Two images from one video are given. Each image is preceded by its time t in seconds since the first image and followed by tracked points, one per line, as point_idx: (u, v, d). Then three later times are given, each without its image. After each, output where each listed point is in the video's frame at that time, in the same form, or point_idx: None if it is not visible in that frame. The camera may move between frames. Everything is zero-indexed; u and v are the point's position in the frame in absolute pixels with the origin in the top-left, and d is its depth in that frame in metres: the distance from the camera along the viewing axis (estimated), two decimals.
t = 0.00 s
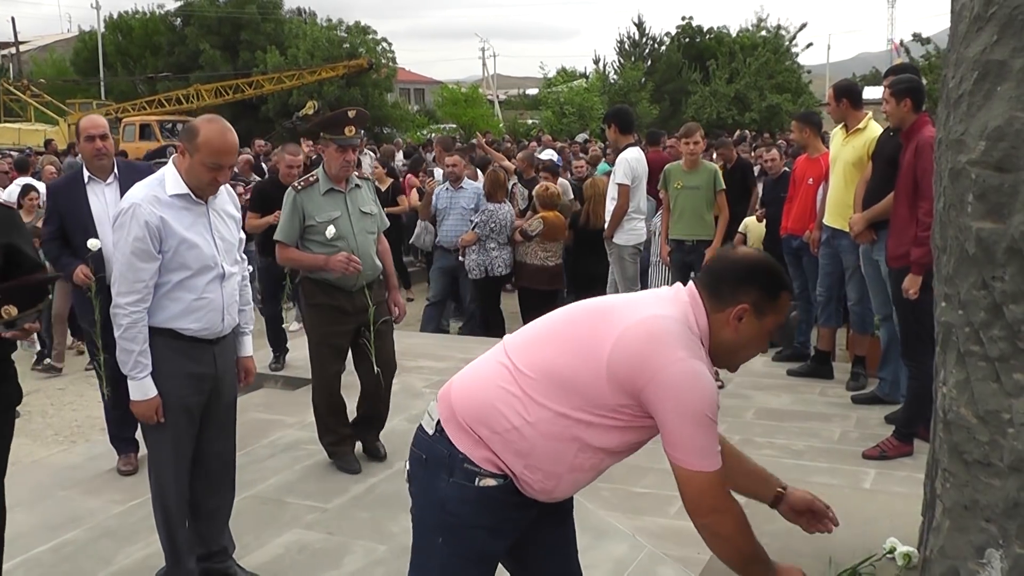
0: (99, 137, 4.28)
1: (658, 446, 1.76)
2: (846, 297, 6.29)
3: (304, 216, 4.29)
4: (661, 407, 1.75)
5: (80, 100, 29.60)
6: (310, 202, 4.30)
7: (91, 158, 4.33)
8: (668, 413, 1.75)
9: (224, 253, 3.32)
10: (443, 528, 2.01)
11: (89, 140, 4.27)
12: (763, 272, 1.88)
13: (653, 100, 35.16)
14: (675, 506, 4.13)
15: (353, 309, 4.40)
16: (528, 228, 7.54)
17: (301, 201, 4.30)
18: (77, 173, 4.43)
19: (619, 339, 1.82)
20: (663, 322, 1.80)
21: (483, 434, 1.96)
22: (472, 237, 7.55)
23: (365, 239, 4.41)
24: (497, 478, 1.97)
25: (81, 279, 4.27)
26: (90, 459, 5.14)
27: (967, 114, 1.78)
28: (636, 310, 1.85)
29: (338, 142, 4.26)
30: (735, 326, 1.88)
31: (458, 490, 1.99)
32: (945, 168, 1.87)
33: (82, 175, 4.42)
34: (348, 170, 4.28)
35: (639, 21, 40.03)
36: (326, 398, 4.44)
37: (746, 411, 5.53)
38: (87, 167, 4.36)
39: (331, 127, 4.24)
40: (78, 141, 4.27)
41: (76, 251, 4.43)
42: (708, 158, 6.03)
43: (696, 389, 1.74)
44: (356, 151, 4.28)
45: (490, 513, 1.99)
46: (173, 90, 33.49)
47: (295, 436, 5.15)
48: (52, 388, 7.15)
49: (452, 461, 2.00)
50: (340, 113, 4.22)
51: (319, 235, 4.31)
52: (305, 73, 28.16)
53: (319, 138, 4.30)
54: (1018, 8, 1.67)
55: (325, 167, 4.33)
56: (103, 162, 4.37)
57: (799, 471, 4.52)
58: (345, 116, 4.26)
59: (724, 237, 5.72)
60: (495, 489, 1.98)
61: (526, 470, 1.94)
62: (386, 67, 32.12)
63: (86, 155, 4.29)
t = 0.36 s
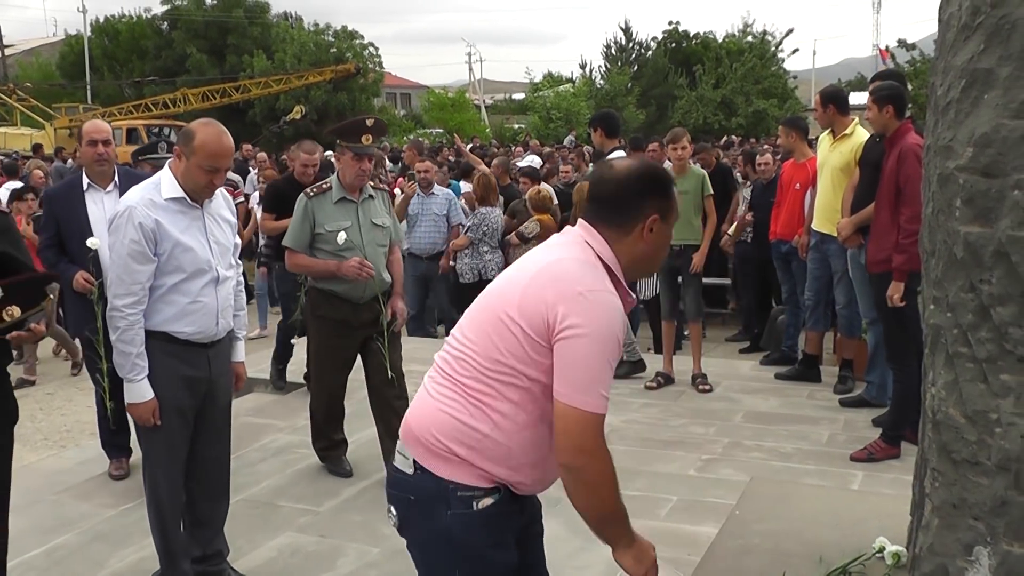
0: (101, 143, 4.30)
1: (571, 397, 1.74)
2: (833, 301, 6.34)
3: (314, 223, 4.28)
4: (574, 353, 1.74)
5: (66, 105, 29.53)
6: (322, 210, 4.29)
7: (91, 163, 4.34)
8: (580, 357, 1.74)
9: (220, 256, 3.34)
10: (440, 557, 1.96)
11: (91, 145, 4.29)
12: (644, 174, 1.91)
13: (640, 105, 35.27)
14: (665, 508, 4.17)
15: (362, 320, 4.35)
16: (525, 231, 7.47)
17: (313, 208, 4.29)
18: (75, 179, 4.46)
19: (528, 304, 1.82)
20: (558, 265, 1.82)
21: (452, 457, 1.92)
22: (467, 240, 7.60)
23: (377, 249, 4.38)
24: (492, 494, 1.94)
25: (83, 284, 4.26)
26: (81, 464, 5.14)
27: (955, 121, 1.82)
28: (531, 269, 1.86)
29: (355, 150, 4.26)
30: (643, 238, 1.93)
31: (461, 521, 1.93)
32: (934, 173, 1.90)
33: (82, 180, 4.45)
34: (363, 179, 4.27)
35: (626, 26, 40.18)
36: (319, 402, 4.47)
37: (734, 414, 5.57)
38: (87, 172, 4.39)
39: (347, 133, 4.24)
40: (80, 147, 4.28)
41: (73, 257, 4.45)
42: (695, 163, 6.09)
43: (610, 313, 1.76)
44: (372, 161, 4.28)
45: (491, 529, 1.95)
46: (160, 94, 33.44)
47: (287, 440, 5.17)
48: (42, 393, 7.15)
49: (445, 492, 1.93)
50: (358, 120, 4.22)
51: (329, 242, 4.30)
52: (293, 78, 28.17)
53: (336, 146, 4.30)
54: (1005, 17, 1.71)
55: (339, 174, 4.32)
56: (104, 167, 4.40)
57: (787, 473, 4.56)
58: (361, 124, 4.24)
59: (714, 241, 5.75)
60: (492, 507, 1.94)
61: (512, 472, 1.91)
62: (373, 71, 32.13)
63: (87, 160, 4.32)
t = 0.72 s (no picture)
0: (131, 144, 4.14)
1: (496, 378, 1.77)
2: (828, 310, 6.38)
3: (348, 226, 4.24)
4: (492, 334, 1.77)
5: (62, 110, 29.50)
6: (351, 210, 4.48)
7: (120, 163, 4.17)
8: (500, 335, 1.77)
9: (218, 263, 3.38)
10: None
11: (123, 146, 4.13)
12: (491, 128, 1.90)
13: (635, 114, 35.34)
14: (661, 516, 4.20)
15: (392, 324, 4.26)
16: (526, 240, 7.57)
17: (343, 207, 4.49)
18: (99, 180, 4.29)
19: (437, 307, 1.81)
20: (450, 254, 1.83)
21: (416, 486, 1.85)
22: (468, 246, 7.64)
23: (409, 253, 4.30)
24: (470, 509, 1.92)
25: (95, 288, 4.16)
26: (79, 470, 5.15)
27: (948, 135, 1.86)
28: (419, 270, 1.85)
29: (389, 152, 4.22)
30: (501, 197, 1.97)
31: (449, 544, 1.89)
32: (928, 186, 1.94)
33: (104, 182, 4.30)
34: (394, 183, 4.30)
35: (621, 35, 40.29)
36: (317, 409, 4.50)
37: (729, 423, 5.60)
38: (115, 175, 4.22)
39: (383, 135, 4.21)
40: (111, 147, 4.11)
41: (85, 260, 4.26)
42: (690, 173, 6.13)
43: (514, 282, 1.80)
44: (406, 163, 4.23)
45: (471, 545, 1.92)
46: (156, 100, 33.46)
47: (284, 447, 5.19)
48: (38, 399, 7.16)
49: (430, 521, 1.87)
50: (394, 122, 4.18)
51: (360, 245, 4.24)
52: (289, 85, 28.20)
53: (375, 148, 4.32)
54: (998, 34, 1.75)
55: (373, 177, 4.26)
56: (133, 172, 4.25)
57: (783, 482, 4.59)
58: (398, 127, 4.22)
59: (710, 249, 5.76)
60: (471, 527, 1.92)
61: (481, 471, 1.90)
62: (369, 79, 32.16)
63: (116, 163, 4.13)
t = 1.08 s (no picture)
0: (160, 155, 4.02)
1: (418, 369, 1.78)
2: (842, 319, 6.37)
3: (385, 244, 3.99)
4: (407, 326, 1.79)
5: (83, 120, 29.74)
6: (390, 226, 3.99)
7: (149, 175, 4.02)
8: (414, 327, 1.79)
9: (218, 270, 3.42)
10: None
11: (152, 155, 3.98)
12: (381, 126, 1.95)
13: (653, 124, 35.38)
14: (675, 525, 4.20)
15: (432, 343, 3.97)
16: (545, 252, 7.58)
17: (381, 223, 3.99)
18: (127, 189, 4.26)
19: (354, 308, 1.82)
20: (357, 255, 1.86)
21: (363, 486, 1.86)
22: (485, 254, 7.67)
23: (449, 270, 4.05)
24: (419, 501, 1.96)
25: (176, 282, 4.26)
26: (96, 476, 5.19)
27: (955, 146, 1.87)
28: (329, 275, 1.87)
29: (428, 166, 3.85)
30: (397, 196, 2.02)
31: (405, 537, 1.91)
32: (935, 197, 1.94)
33: (133, 192, 4.27)
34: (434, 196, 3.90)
35: (640, 46, 40.33)
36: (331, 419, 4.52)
37: (744, 432, 5.60)
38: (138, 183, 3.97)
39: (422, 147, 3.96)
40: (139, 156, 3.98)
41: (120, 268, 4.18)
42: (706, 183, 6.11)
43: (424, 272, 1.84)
44: (445, 177, 3.88)
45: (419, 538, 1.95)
46: (176, 110, 33.65)
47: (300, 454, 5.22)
48: (58, 406, 7.21)
49: (389, 515, 1.89)
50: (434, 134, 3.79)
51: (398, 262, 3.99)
52: (308, 96, 28.31)
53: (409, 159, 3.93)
54: (1004, 46, 1.75)
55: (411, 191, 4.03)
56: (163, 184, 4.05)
57: (797, 491, 4.59)
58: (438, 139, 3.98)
59: (724, 258, 5.75)
60: (420, 519, 1.96)
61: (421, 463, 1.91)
62: (388, 89, 32.30)
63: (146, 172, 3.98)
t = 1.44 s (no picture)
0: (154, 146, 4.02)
1: (288, 348, 1.96)
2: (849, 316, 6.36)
3: (414, 251, 3.90)
4: (281, 304, 1.96)
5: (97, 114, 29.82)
6: (416, 232, 3.90)
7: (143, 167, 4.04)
8: (286, 305, 1.96)
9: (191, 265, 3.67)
10: (279, 553, 2.07)
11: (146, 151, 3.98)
12: (269, 129, 2.17)
13: (667, 120, 35.31)
14: (676, 520, 4.20)
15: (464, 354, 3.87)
16: (554, 249, 7.58)
17: (406, 231, 3.90)
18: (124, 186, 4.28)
19: (233, 293, 2.00)
20: (237, 242, 2.03)
21: (244, 463, 2.03)
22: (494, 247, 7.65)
23: (477, 270, 3.99)
24: (299, 486, 2.13)
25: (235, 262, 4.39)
26: (103, 468, 5.22)
27: (946, 143, 1.87)
28: (212, 264, 2.03)
29: (449, 166, 3.84)
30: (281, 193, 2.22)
31: (286, 516, 2.08)
32: (926, 194, 1.95)
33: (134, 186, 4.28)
34: (459, 198, 3.86)
35: (653, 41, 40.24)
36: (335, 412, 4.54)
37: (750, 428, 5.60)
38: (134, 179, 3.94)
39: (442, 147, 3.82)
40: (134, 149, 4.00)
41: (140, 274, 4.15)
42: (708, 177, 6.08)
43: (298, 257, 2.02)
44: (469, 178, 3.85)
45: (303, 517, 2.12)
46: (190, 104, 33.74)
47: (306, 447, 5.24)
48: (67, 399, 7.25)
49: (269, 495, 2.06)
50: (453, 133, 3.79)
51: (427, 268, 3.92)
52: (322, 90, 28.32)
53: (430, 161, 3.90)
54: (995, 43, 1.75)
55: (434, 191, 3.92)
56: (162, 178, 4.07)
57: (800, 487, 4.59)
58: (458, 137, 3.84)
59: (724, 253, 5.74)
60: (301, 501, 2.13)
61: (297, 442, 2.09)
62: (401, 83, 32.30)
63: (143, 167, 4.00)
